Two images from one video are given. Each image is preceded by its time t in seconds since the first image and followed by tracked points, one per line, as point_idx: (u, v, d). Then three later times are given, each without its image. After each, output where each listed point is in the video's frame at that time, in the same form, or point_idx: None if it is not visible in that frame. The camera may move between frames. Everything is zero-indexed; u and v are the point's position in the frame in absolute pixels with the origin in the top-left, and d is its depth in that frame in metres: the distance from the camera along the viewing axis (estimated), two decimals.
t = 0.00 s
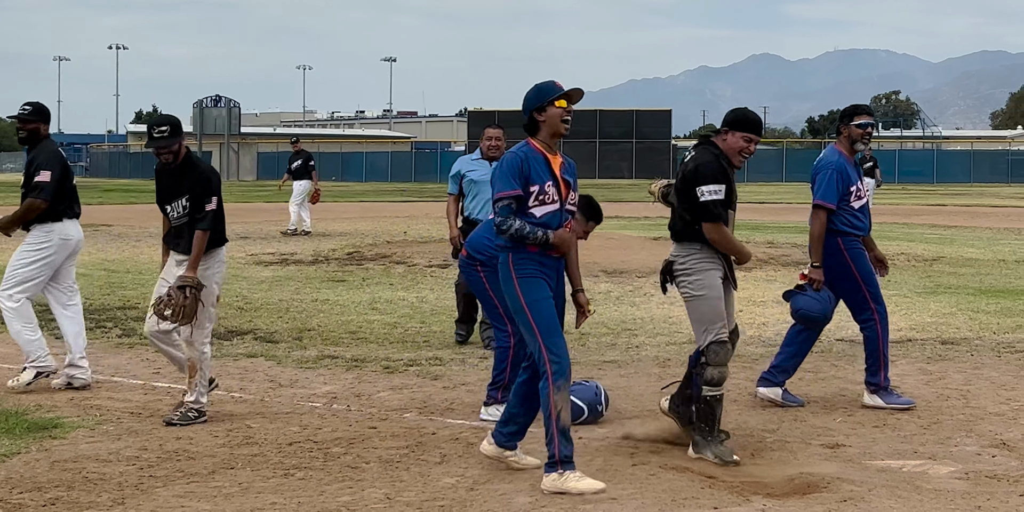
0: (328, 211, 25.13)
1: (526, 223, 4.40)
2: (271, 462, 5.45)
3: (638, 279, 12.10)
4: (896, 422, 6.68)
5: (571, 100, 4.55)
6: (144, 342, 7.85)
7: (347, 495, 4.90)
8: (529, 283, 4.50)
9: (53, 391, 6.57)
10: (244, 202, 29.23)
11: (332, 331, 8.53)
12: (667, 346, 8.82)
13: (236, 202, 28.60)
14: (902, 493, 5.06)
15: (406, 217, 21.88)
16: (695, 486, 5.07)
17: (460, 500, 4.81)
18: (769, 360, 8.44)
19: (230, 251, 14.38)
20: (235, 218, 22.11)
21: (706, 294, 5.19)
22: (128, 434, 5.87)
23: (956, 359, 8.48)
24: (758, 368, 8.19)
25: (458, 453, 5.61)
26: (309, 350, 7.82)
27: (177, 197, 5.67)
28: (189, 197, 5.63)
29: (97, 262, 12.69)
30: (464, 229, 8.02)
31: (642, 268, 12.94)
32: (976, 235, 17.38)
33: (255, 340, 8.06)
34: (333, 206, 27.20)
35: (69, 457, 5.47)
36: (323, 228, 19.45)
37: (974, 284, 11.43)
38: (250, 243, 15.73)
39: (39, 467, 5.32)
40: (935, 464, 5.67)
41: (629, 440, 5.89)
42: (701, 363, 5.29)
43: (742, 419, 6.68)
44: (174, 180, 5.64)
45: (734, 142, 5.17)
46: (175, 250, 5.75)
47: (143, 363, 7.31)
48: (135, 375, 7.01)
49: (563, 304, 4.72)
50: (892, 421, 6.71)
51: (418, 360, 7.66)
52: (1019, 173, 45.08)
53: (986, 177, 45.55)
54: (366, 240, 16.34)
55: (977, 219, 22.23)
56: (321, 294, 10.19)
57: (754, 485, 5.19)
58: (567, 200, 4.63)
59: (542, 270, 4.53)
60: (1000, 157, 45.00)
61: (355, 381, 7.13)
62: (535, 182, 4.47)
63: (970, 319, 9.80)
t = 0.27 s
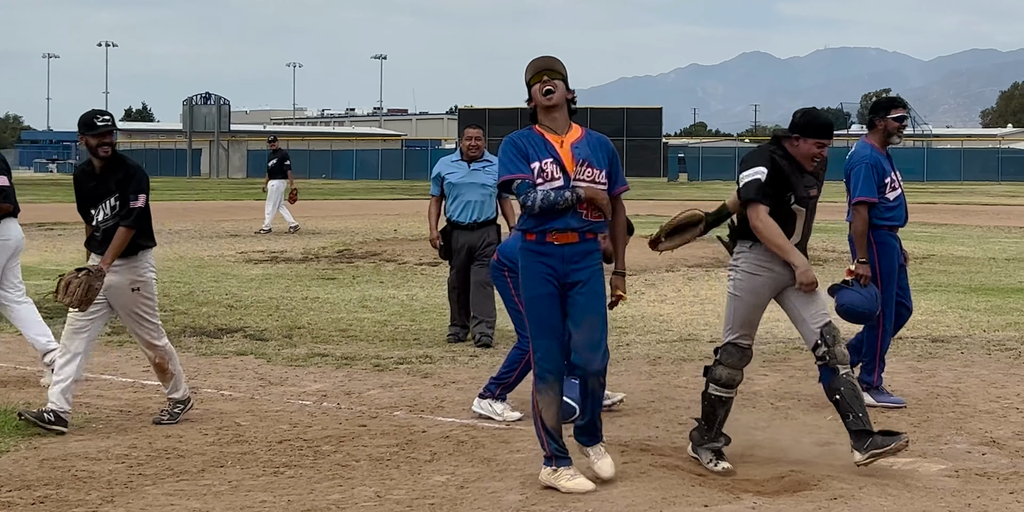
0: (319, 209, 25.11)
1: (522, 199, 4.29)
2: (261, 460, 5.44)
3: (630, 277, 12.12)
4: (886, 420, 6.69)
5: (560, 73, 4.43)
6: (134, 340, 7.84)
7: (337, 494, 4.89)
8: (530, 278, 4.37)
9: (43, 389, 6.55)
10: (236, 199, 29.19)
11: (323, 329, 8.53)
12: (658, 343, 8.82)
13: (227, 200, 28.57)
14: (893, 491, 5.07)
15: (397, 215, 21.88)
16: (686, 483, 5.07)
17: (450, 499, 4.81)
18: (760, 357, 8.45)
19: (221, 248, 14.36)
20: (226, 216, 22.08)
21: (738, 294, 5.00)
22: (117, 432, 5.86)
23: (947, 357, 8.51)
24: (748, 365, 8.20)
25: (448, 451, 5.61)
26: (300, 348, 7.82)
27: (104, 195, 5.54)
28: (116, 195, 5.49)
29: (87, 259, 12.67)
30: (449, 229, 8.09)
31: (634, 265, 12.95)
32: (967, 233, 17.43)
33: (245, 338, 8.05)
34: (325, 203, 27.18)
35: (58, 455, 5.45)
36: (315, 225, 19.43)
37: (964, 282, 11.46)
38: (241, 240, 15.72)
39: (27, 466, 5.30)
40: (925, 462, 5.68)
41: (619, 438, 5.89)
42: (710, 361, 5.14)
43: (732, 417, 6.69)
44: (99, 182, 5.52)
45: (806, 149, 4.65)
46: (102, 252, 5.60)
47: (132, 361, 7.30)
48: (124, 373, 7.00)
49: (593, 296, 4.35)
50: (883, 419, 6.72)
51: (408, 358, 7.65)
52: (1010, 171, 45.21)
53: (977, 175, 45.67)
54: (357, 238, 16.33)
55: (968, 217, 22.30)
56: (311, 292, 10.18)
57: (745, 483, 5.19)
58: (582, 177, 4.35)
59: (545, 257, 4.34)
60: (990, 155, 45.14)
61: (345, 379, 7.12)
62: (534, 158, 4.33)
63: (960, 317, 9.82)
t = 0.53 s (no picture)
0: (312, 206, 25.10)
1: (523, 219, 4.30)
2: (254, 458, 5.43)
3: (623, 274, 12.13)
4: (880, 417, 6.70)
5: (548, 92, 4.24)
6: (127, 338, 7.83)
7: (330, 491, 4.89)
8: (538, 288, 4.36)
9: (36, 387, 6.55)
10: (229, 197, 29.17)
11: (317, 326, 8.53)
12: (652, 341, 8.83)
13: (220, 197, 28.55)
14: (886, 488, 5.07)
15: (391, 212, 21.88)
16: (680, 481, 5.08)
17: (444, 496, 4.81)
18: (754, 355, 8.47)
19: (214, 245, 14.34)
20: (219, 213, 22.07)
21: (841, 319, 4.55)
22: (111, 430, 5.85)
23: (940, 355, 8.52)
24: (742, 363, 8.21)
25: (442, 448, 5.61)
26: (293, 345, 7.81)
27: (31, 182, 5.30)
28: (48, 181, 5.30)
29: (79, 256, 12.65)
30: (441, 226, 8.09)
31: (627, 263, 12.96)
32: (959, 230, 17.46)
33: (239, 335, 8.05)
34: (319, 201, 27.16)
35: (51, 453, 5.44)
36: (308, 223, 19.41)
37: (957, 279, 11.48)
38: (234, 238, 15.70)
39: (20, 463, 5.29)
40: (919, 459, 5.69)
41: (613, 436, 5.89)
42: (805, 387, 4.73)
43: (726, 414, 6.69)
44: (25, 168, 5.29)
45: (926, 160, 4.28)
46: (25, 244, 5.36)
47: (126, 359, 7.29)
48: (117, 370, 6.99)
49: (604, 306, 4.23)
50: (876, 416, 6.73)
51: (402, 355, 7.65)
52: (1004, 168, 45.30)
53: (971, 172, 45.75)
54: (350, 235, 16.33)
55: (961, 214, 22.34)
56: (305, 289, 10.18)
57: (739, 480, 5.20)
58: (583, 192, 4.23)
59: (547, 268, 4.29)
60: (983, 153, 45.20)
61: (338, 376, 7.12)
62: (535, 173, 4.30)
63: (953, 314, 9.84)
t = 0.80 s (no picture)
0: (309, 203, 25.09)
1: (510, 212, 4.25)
2: (251, 455, 5.44)
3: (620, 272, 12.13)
4: (877, 415, 6.71)
5: (523, 93, 4.00)
6: (123, 335, 7.83)
7: (327, 489, 4.90)
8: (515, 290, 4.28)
9: (32, 384, 6.54)
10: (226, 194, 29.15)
11: (314, 323, 8.53)
12: (649, 338, 8.84)
13: (216, 195, 28.53)
14: (883, 485, 5.08)
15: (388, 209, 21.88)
16: (677, 478, 5.09)
17: (441, 493, 4.82)
18: (751, 352, 8.47)
19: (210, 243, 14.33)
20: (215, 211, 22.04)
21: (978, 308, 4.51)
22: (107, 427, 5.85)
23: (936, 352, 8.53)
24: (739, 360, 8.22)
25: (439, 446, 5.61)
26: (290, 343, 7.82)
27: None
28: None
29: (76, 254, 12.63)
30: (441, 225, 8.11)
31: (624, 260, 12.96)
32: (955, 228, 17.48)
33: (236, 333, 8.05)
34: (316, 198, 27.16)
35: (48, 450, 5.44)
36: (305, 220, 19.41)
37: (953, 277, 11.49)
38: (231, 236, 15.69)
39: (17, 461, 5.29)
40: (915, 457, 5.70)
41: (610, 433, 5.90)
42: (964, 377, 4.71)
43: (723, 412, 6.70)
44: None
45: None
46: None
47: (122, 356, 7.29)
48: (114, 368, 6.99)
49: (589, 320, 4.19)
50: (873, 414, 6.74)
51: (399, 353, 7.66)
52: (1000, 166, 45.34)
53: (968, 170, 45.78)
54: (347, 233, 16.32)
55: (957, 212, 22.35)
56: (302, 287, 10.18)
57: (736, 478, 5.21)
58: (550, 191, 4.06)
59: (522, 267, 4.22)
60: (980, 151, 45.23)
61: (335, 374, 7.13)
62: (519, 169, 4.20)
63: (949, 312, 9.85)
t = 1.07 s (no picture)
0: (307, 201, 25.15)
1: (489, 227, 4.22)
2: (250, 452, 5.49)
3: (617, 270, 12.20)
4: (871, 413, 6.78)
5: (535, 118, 3.89)
6: (123, 333, 7.88)
7: (326, 485, 4.95)
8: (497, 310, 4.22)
9: (33, 382, 6.59)
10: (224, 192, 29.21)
11: (312, 321, 8.58)
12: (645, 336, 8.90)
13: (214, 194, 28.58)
14: (877, 482, 5.14)
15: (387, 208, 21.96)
16: (673, 475, 5.15)
17: (439, 490, 4.87)
18: (746, 350, 8.54)
19: (209, 242, 14.39)
20: (213, 209, 22.10)
21: None
22: (108, 425, 5.90)
23: (931, 350, 8.60)
24: (735, 358, 8.29)
25: (436, 443, 5.66)
26: (289, 341, 7.87)
27: None
28: None
29: (75, 252, 12.66)
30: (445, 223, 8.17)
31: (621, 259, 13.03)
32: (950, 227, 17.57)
33: (235, 331, 8.10)
34: (313, 197, 27.24)
35: (49, 448, 5.49)
36: (303, 218, 19.49)
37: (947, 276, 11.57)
38: (230, 234, 15.74)
39: (19, 458, 5.34)
40: (909, 454, 5.77)
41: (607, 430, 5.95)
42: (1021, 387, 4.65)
43: (719, 409, 6.76)
44: None
45: None
46: None
47: (123, 354, 7.34)
48: (114, 366, 7.04)
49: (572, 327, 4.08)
50: (867, 411, 6.81)
51: (397, 350, 7.71)
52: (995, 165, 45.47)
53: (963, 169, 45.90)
54: (345, 231, 16.39)
55: (951, 211, 22.46)
56: (300, 285, 10.23)
57: (731, 475, 5.27)
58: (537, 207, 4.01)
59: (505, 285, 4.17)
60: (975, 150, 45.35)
61: (334, 371, 7.18)
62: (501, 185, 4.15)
63: (944, 310, 9.92)
